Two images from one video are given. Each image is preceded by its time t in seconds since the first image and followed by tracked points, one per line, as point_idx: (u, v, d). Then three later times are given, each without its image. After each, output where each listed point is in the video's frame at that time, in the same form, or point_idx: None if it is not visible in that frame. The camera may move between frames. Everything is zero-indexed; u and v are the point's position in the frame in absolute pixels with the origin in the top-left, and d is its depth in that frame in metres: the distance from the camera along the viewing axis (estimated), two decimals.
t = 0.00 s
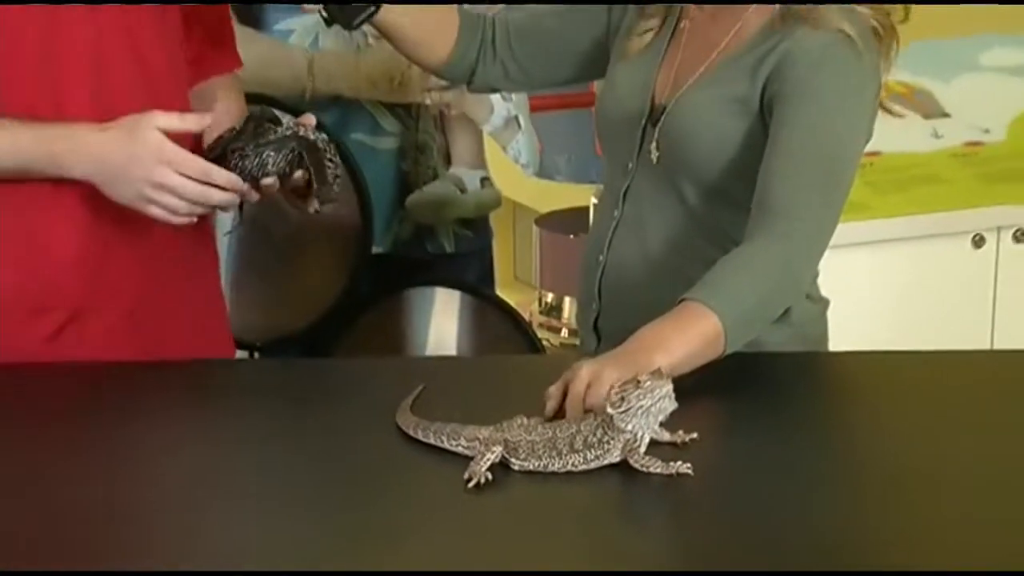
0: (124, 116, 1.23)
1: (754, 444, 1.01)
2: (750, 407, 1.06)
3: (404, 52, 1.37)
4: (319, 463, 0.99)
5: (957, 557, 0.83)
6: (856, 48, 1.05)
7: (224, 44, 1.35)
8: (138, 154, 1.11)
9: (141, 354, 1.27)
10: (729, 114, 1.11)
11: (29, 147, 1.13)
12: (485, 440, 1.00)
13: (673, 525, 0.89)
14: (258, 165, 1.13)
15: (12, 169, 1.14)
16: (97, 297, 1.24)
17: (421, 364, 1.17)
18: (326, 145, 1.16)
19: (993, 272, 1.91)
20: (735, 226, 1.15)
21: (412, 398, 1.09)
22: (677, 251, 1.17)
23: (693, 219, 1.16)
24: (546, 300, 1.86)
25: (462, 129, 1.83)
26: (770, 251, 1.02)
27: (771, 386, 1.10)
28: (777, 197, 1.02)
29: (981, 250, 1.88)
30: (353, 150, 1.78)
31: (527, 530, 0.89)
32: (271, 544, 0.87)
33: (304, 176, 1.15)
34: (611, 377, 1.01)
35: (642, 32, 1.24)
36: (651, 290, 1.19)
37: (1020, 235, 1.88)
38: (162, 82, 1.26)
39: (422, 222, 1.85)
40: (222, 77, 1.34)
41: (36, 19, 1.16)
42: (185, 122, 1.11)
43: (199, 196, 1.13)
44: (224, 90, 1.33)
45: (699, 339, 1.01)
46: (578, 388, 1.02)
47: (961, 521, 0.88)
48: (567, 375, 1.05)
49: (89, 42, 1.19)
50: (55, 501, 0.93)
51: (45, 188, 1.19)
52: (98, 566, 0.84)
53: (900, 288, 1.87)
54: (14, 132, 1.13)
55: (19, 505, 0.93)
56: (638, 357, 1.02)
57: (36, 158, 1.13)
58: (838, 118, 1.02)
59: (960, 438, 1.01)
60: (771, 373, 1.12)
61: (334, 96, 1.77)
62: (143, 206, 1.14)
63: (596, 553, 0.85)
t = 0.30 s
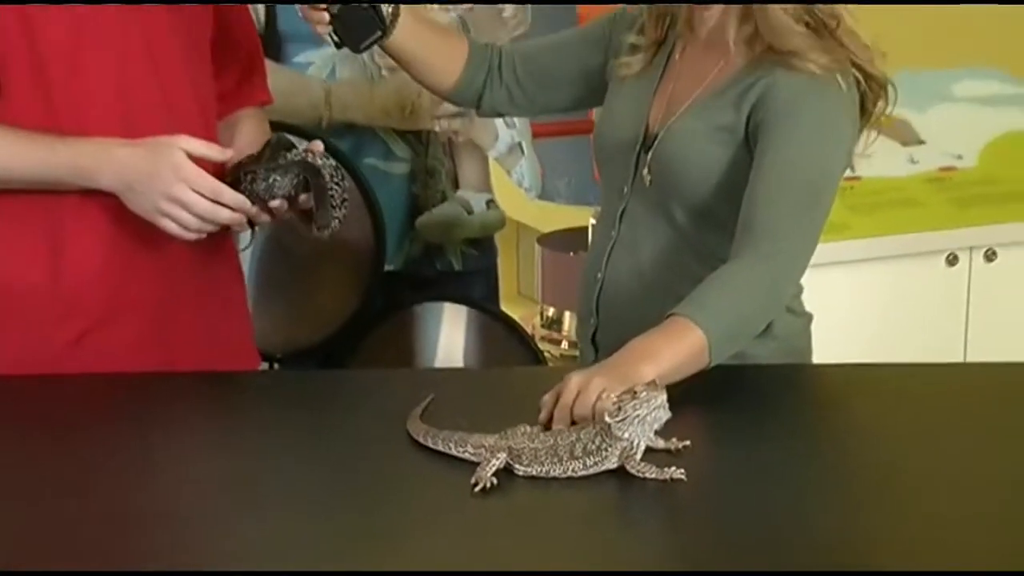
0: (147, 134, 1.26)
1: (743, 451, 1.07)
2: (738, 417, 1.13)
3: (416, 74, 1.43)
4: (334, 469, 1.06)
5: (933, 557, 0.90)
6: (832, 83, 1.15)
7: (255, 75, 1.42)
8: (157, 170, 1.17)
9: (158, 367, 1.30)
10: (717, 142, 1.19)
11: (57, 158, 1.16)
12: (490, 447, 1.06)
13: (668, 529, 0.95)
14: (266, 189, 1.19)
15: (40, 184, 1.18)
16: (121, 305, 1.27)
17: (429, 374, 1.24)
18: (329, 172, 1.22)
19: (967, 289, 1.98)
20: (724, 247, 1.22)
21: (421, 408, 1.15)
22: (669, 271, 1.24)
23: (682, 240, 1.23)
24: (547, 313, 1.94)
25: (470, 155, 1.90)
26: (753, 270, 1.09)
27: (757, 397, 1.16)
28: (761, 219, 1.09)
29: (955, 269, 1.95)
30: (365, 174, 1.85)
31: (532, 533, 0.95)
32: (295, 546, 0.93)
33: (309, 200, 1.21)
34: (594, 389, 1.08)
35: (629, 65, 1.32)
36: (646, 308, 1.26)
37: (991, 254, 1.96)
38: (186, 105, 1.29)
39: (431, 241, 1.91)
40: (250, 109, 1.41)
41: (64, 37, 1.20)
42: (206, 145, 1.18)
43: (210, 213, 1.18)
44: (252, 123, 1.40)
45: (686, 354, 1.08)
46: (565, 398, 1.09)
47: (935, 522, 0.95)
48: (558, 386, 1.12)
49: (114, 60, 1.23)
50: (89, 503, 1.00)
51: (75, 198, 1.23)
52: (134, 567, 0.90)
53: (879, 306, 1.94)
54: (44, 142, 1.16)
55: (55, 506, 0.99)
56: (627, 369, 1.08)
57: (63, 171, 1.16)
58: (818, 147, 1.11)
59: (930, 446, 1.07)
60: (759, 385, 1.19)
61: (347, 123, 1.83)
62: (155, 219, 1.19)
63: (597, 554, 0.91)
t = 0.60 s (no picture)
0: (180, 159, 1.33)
1: (739, 459, 1.14)
2: (734, 426, 1.19)
3: (436, 104, 1.52)
4: (355, 474, 1.13)
5: (916, 557, 0.96)
6: (822, 111, 1.23)
7: (279, 105, 1.49)
8: (200, 184, 1.24)
9: (190, 378, 1.37)
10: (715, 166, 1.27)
11: (99, 178, 1.24)
12: (501, 454, 1.13)
13: (667, 532, 1.02)
14: (295, 206, 1.24)
15: (83, 203, 1.25)
16: (156, 320, 1.34)
17: (443, 386, 1.31)
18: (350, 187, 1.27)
19: (946, 308, 2.05)
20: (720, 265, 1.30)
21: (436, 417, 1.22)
22: (669, 287, 1.32)
23: (683, 258, 1.31)
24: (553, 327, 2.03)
25: (481, 180, 1.96)
26: (750, 285, 1.17)
27: (753, 409, 1.23)
28: (757, 244, 1.18)
29: (936, 286, 2.02)
30: (385, 198, 1.93)
31: (539, 536, 1.02)
32: (317, 548, 0.99)
33: (334, 216, 1.26)
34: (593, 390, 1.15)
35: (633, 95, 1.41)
36: (647, 321, 1.34)
37: (970, 273, 2.03)
38: (215, 132, 1.36)
39: (447, 261, 1.98)
40: (273, 136, 1.49)
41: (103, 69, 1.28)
42: (242, 168, 1.25)
43: (243, 225, 1.24)
44: (276, 149, 1.49)
45: (681, 363, 1.15)
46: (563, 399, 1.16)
47: (924, 522, 1.02)
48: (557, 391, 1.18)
49: (151, 86, 1.31)
50: (127, 506, 1.07)
51: (119, 218, 1.31)
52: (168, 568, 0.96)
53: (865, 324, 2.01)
54: (87, 163, 1.24)
55: (97, 508, 1.06)
56: (624, 377, 1.15)
57: (105, 191, 1.24)
58: (808, 175, 1.19)
59: (924, 448, 1.15)
60: (755, 397, 1.26)
61: (366, 150, 1.91)
62: (195, 232, 1.26)
63: (598, 555, 0.98)
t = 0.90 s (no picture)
0: (204, 180, 1.40)
1: (731, 464, 1.21)
2: (728, 433, 1.27)
3: (445, 132, 1.60)
4: (371, 478, 1.20)
5: (892, 561, 1.03)
6: (812, 138, 1.30)
7: (293, 128, 1.57)
8: (223, 202, 1.31)
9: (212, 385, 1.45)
10: (717, 195, 1.34)
11: (131, 199, 1.32)
12: (507, 459, 1.21)
13: (662, 533, 1.09)
14: (306, 219, 1.32)
15: (115, 223, 1.33)
16: (178, 330, 1.42)
17: (453, 393, 1.38)
18: (358, 207, 1.34)
19: (924, 321, 2.02)
20: (716, 282, 1.38)
21: (446, 423, 1.29)
22: (667, 302, 1.40)
23: (687, 286, 1.39)
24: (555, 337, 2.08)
25: (488, 201, 2.04)
26: (764, 315, 1.26)
27: (745, 415, 1.30)
28: (772, 281, 1.27)
29: (914, 302, 2.00)
30: (397, 218, 2.01)
31: (544, 537, 1.09)
32: (338, 549, 1.07)
33: (345, 229, 1.33)
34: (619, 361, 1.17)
35: (632, 122, 1.49)
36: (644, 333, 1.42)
37: (946, 287, 2.00)
38: (237, 156, 1.44)
39: (455, 276, 2.06)
40: (290, 157, 1.56)
41: (132, 98, 1.35)
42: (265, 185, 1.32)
43: (264, 233, 1.30)
44: (292, 168, 1.56)
45: (690, 358, 1.22)
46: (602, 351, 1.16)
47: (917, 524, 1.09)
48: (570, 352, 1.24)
49: (177, 112, 1.38)
50: (159, 508, 1.14)
51: (141, 235, 1.38)
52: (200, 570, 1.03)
53: (843, 330, 1.99)
54: (119, 186, 1.32)
55: (130, 511, 1.14)
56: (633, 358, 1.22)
57: (135, 210, 1.32)
58: (809, 213, 1.28)
59: (916, 450, 1.22)
60: (748, 404, 1.33)
61: (380, 172, 1.99)
62: (221, 244, 1.32)
63: (601, 556, 1.05)
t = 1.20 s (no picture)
0: (228, 201, 1.48)
1: (727, 466, 1.27)
2: (721, 436, 1.33)
3: (446, 151, 1.69)
4: (386, 483, 1.27)
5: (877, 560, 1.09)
6: (812, 160, 1.41)
7: (313, 150, 1.65)
8: (247, 223, 1.37)
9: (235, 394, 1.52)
10: (719, 218, 1.44)
11: (162, 220, 1.39)
12: (514, 464, 1.27)
13: (663, 535, 1.15)
14: (312, 234, 1.40)
15: (147, 242, 1.40)
16: (201, 344, 1.49)
17: (462, 401, 1.45)
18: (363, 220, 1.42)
19: (907, 337, 2.10)
20: (718, 295, 1.48)
21: (456, 430, 1.36)
22: (670, 315, 1.49)
23: (690, 301, 1.48)
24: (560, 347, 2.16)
25: (496, 221, 2.11)
26: (797, 330, 1.38)
27: (738, 416, 1.37)
28: (793, 298, 1.40)
29: (898, 315, 2.07)
30: (411, 236, 2.08)
31: (550, 539, 1.15)
32: (358, 551, 1.13)
33: (348, 245, 1.41)
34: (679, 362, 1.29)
35: (626, 141, 1.57)
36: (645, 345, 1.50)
37: (929, 301, 2.07)
38: (259, 177, 1.51)
39: (464, 289, 2.13)
40: (310, 178, 1.64)
41: (162, 123, 1.42)
42: (282, 203, 1.38)
43: (288, 261, 1.37)
44: (311, 187, 1.63)
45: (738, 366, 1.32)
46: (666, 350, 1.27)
47: (909, 525, 1.15)
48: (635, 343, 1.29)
49: (204, 136, 1.46)
50: (189, 511, 1.21)
51: (166, 255, 1.45)
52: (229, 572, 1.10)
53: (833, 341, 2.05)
54: (151, 207, 1.39)
55: (160, 514, 1.21)
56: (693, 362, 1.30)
57: (166, 230, 1.39)
58: (818, 232, 1.40)
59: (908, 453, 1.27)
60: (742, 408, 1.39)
61: (394, 193, 2.06)
62: (247, 268, 1.39)
63: (605, 557, 1.11)
